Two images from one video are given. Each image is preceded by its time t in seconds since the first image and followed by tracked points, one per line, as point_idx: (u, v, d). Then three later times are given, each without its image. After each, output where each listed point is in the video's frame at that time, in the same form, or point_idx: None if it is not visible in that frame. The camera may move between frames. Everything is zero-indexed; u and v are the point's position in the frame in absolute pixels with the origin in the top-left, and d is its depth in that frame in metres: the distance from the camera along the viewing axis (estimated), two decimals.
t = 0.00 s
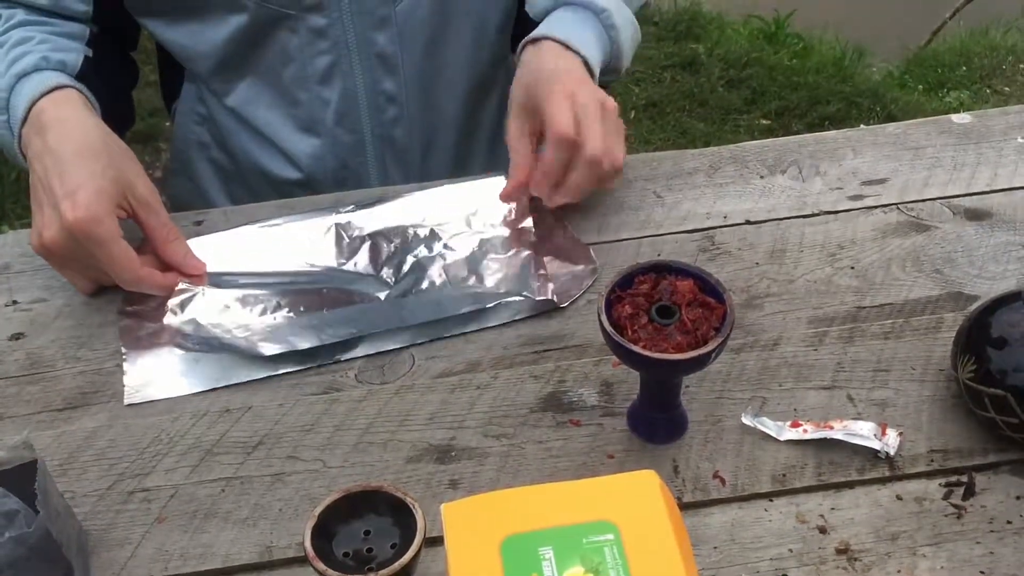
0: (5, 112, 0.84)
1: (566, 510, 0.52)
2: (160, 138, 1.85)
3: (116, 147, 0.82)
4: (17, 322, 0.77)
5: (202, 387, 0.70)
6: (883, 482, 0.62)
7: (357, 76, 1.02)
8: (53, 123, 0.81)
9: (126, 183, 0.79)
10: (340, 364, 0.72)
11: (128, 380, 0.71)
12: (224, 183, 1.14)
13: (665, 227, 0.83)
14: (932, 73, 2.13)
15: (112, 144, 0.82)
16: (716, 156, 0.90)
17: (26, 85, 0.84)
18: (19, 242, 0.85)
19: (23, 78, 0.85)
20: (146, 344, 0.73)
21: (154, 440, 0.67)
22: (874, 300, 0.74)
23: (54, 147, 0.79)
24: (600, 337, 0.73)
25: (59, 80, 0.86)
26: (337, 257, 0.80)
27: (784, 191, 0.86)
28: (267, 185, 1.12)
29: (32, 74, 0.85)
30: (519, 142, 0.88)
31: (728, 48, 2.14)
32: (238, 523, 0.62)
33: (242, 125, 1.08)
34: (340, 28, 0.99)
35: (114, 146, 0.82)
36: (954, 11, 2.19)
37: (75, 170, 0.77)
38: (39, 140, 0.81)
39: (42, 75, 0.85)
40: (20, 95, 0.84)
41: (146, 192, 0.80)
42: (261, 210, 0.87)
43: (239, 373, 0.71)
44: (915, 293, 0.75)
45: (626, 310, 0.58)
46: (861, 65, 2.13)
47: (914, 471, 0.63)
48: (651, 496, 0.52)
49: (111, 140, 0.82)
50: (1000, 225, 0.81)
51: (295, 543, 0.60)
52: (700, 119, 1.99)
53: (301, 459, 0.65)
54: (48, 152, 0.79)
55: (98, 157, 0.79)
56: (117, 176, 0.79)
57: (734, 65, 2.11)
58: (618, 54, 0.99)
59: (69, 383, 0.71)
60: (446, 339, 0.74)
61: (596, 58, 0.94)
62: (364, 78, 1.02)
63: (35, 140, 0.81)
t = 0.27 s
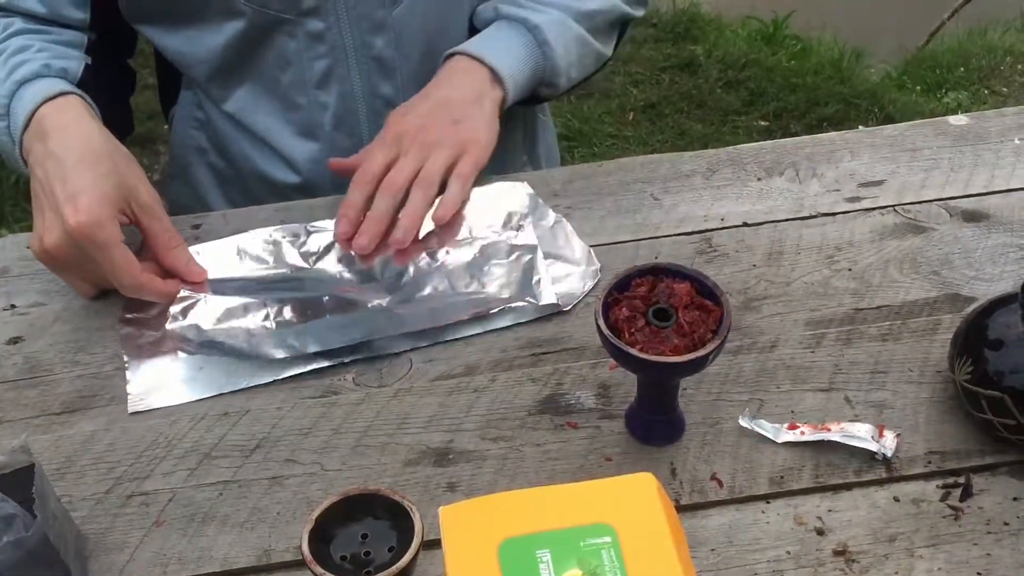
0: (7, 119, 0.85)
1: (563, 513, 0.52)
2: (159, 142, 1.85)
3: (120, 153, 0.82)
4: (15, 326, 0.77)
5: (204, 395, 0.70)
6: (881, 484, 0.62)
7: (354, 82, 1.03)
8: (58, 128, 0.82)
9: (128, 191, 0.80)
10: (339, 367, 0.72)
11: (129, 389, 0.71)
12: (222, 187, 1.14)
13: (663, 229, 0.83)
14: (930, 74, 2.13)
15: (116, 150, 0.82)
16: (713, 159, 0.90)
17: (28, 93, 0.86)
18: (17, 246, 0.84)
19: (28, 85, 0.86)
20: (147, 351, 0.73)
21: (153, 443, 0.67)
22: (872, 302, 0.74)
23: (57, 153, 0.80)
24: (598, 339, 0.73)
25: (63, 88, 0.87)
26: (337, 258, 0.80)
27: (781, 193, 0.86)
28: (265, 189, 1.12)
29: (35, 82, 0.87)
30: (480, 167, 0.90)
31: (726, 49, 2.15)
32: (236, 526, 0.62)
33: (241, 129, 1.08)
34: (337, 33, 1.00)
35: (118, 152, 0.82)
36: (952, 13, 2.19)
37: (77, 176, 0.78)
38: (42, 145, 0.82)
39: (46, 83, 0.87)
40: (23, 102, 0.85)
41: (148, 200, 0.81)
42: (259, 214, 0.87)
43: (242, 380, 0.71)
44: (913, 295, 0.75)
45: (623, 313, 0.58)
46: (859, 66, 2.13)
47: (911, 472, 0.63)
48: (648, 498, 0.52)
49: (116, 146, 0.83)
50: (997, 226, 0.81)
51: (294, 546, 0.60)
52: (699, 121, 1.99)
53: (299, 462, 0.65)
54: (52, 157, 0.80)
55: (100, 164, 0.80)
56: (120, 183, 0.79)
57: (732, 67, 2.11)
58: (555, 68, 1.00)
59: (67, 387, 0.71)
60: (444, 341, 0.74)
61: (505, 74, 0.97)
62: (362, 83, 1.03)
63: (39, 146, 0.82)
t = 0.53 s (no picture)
0: (54, 95, 0.90)
1: (560, 514, 0.52)
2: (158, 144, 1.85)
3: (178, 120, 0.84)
4: (13, 328, 0.77)
5: (204, 395, 0.70)
6: (878, 484, 0.62)
7: (351, 85, 1.03)
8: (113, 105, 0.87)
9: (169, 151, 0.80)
10: (336, 369, 0.72)
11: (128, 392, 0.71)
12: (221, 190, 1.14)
13: (660, 230, 0.83)
14: (928, 75, 2.14)
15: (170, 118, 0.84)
16: (710, 160, 0.90)
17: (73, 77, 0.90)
18: (15, 248, 0.85)
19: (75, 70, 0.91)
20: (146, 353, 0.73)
21: (150, 445, 0.67)
22: (868, 302, 0.75)
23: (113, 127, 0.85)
24: (596, 340, 0.73)
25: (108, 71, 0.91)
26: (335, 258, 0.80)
27: (778, 194, 0.86)
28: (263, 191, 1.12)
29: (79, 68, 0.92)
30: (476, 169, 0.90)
31: (724, 51, 2.15)
32: (234, 527, 0.62)
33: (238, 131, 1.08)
34: (333, 35, 0.99)
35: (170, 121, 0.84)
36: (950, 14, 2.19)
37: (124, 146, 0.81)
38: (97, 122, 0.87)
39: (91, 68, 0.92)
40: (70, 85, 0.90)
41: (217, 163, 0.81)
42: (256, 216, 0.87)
43: (240, 379, 0.70)
44: (909, 295, 0.75)
45: (620, 313, 0.58)
46: (857, 67, 2.13)
47: (908, 472, 0.63)
48: (645, 498, 0.52)
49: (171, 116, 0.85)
50: (993, 227, 0.81)
51: (291, 547, 0.60)
52: (697, 122, 1.99)
53: (297, 463, 0.65)
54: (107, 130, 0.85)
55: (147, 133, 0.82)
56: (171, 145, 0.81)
57: (730, 68, 2.11)
58: (547, 67, 1.00)
59: (65, 388, 0.71)
60: (441, 343, 0.74)
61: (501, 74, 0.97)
62: (358, 86, 1.04)
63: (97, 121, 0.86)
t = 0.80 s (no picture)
0: (71, 103, 0.94)
1: (558, 517, 0.52)
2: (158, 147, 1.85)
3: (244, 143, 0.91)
4: (11, 330, 0.77)
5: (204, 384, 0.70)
6: (877, 487, 0.62)
7: (352, 88, 1.04)
8: (161, 123, 0.92)
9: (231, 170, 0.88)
10: (335, 371, 0.72)
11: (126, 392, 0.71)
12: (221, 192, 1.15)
13: (659, 232, 0.83)
14: (927, 77, 2.13)
15: (242, 141, 0.91)
16: (709, 162, 0.90)
17: (96, 80, 0.94)
18: (14, 250, 0.85)
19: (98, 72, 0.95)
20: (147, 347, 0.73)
21: (149, 447, 0.67)
22: (867, 305, 0.75)
23: (169, 149, 0.90)
24: (595, 343, 0.73)
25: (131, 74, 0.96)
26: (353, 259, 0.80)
27: (777, 196, 0.86)
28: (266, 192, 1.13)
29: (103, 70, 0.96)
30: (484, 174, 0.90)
31: (724, 53, 2.15)
32: (232, 530, 0.62)
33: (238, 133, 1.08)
34: (334, 38, 0.99)
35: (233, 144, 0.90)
36: (949, 16, 2.19)
37: (188, 166, 0.89)
38: (138, 135, 0.92)
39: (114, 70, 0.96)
40: (95, 89, 0.93)
41: (285, 185, 0.86)
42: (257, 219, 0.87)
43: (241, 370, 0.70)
44: (908, 298, 0.75)
45: (619, 316, 0.58)
46: (856, 69, 2.13)
47: (907, 475, 0.63)
48: (644, 501, 0.52)
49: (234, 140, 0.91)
50: (992, 229, 0.81)
51: (290, 550, 0.60)
52: (696, 123, 1.99)
53: (296, 466, 0.65)
54: (164, 152, 0.90)
55: (207, 154, 0.89)
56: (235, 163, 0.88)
57: (729, 70, 2.11)
58: (551, 69, 1.02)
59: (64, 391, 0.71)
60: (441, 344, 0.74)
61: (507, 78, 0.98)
62: (359, 88, 1.04)
63: (147, 140, 0.91)
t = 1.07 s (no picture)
0: (47, 102, 0.94)
1: (557, 519, 0.52)
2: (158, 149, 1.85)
3: (224, 159, 0.91)
4: (10, 332, 0.77)
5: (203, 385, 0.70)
6: (876, 488, 0.62)
7: (353, 88, 1.03)
8: (140, 132, 0.92)
9: (209, 186, 0.88)
10: (335, 373, 0.72)
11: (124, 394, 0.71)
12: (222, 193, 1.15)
13: (658, 233, 0.83)
14: (927, 78, 2.13)
15: (222, 156, 0.91)
16: (708, 163, 0.90)
17: (74, 82, 0.94)
18: (13, 252, 0.85)
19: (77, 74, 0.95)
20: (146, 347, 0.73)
21: (148, 450, 0.67)
22: (867, 306, 0.75)
23: (148, 160, 0.90)
24: (594, 345, 0.73)
25: (111, 79, 0.96)
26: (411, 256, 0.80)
27: (776, 197, 0.86)
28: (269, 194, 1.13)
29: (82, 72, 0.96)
30: (527, 169, 0.91)
31: (723, 54, 2.15)
32: (231, 532, 0.62)
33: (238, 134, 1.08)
34: (336, 37, 1.00)
35: (212, 160, 0.91)
36: (949, 17, 2.19)
37: (168, 178, 0.89)
38: (116, 141, 0.92)
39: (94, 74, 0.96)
40: (72, 91, 0.94)
41: (263, 202, 0.86)
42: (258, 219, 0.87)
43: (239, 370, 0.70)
44: (907, 299, 0.75)
45: (618, 318, 0.58)
46: (856, 70, 2.14)
47: (906, 476, 0.63)
48: (643, 503, 0.52)
49: (216, 155, 0.91)
50: (991, 230, 0.81)
51: (289, 552, 0.60)
52: (696, 124, 1.99)
53: (295, 468, 0.65)
54: (143, 163, 0.90)
55: (187, 168, 0.90)
56: (214, 179, 0.89)
57: (729, 71, 2.11)
58: (581, 60, 1.04)
59: (63, 393, 0.71)
60: (441, 345, 0.74)
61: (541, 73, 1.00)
62: (360, 88, 1.04)
63: (125, 151, 0.91)
